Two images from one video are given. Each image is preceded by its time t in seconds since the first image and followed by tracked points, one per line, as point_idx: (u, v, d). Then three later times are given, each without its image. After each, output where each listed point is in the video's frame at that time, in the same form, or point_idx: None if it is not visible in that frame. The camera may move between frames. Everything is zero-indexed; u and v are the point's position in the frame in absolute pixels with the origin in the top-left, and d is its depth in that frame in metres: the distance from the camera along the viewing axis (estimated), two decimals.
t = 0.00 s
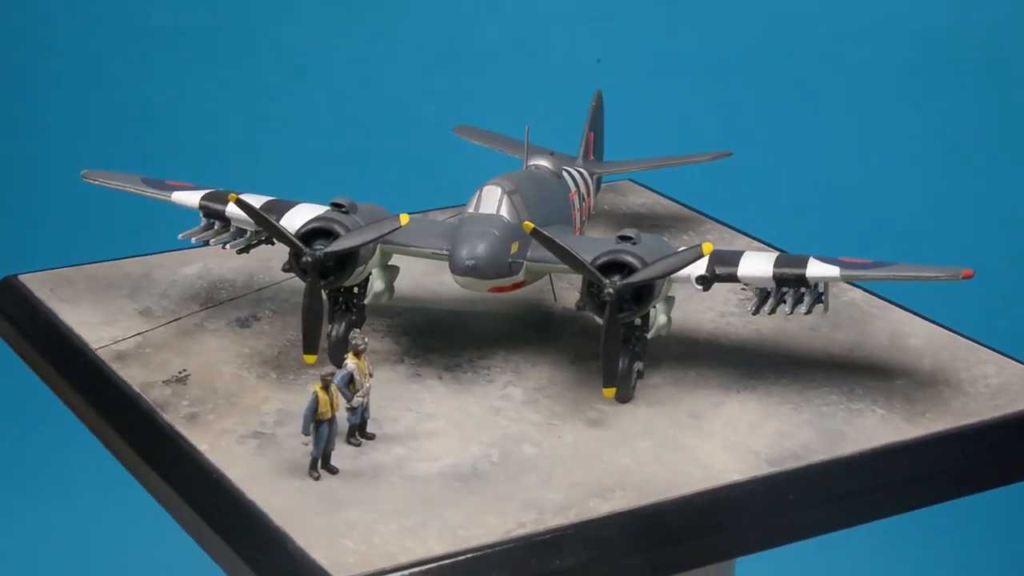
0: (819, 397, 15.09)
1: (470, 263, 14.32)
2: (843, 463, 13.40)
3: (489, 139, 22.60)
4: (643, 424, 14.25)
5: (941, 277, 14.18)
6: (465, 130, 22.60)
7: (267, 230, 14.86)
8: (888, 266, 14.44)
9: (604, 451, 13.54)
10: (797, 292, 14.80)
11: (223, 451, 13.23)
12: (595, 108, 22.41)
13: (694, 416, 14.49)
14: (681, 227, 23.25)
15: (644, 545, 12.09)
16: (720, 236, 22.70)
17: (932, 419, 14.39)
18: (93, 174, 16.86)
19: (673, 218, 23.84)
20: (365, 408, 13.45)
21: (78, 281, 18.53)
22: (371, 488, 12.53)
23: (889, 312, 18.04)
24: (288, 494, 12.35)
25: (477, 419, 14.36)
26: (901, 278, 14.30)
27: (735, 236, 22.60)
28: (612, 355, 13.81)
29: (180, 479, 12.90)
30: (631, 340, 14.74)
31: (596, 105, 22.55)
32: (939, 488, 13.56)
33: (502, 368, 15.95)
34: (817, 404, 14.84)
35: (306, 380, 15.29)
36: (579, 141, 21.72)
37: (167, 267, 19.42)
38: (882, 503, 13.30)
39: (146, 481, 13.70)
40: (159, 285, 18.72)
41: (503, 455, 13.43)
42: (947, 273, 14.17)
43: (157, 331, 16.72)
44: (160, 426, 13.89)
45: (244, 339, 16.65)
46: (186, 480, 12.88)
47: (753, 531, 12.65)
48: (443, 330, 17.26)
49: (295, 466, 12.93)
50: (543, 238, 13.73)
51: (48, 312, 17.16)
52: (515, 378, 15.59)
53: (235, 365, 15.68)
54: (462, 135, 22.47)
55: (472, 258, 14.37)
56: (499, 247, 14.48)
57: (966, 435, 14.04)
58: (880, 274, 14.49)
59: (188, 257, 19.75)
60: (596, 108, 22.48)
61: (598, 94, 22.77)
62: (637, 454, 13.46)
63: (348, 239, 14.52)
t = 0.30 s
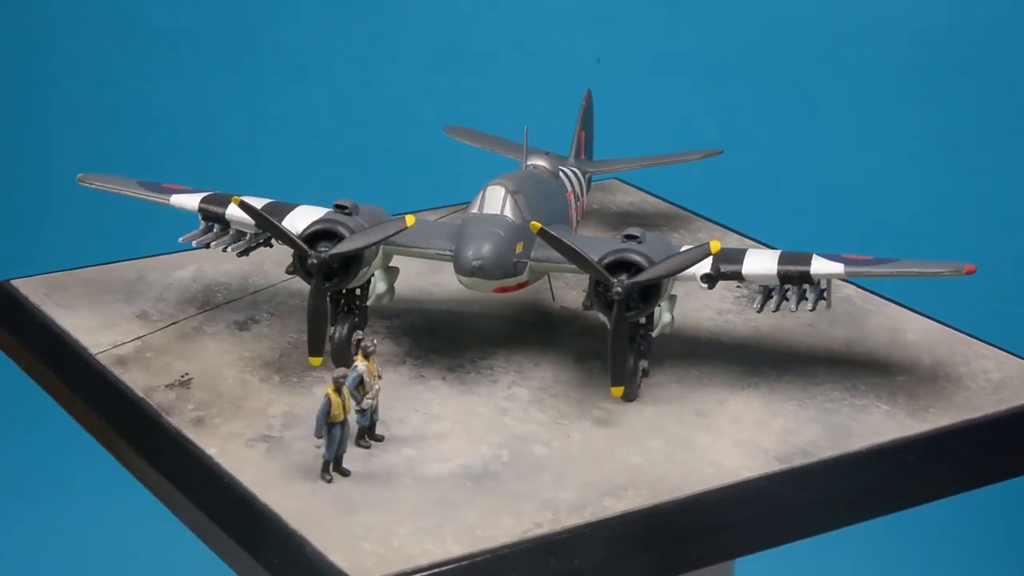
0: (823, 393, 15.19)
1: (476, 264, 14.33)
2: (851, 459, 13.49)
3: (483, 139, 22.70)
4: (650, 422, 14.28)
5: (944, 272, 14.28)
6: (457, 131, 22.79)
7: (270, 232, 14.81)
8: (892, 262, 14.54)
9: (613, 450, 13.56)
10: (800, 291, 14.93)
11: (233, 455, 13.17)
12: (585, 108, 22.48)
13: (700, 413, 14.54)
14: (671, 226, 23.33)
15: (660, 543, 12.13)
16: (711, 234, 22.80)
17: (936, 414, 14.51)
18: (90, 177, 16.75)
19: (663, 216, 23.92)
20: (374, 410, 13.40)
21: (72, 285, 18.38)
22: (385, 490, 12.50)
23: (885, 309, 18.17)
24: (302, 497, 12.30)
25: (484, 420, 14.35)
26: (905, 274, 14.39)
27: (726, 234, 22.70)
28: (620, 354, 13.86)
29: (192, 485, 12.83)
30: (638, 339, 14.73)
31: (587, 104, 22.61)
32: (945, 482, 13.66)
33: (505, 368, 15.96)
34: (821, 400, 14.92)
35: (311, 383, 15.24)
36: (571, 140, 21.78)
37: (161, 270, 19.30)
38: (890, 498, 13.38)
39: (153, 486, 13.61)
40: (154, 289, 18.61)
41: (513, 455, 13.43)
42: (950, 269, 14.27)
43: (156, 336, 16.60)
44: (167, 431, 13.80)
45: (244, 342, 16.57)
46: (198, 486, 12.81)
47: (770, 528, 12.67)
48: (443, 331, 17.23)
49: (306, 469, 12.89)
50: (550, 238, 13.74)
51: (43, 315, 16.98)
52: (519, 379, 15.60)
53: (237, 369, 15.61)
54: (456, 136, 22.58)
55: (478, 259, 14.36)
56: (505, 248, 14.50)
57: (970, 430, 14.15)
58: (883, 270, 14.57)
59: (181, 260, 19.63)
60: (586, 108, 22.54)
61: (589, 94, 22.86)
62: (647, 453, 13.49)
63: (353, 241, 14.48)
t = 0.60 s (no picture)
0: (826, 390, 15.28)
1: (482, 264, 14.29)
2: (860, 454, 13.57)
3: (472, 139, 22.69)
4: (657, 421, 14.31)
5: (948, 268, 14.45)
6: (446, 132, 22.76)
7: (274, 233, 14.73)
8: (895, 258, 14.68)
9: (623, 449, 13.58)
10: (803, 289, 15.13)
11: (243, 459, 13.10)
12: (574, 109, 22.57)
13: (707, 411, 14.58)
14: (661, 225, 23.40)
15: (675, 541, 12.24)
16: (701, 232, 22.87)
17: (940, 409, 14.62)
18: (86, 182, 16.59)
19: (653, 215, 23.98)
20: (383, 412, 13.34)
21: (65, 289, 18.22)
22: (399, 492, 12.46)
23: (880, 305, 18.31)
24: (316, 501, 12.25)
25: (492, 420, 14.34)
26: (909, 271, 14.53)
27: (716, 232, 22.79)
28: (628, 352, 13.88)
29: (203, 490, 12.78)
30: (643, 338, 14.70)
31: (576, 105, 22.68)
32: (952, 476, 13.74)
33: (508, 368, 15.94)
34: (825, 397, 15.00)
35: (315, 385, 15.18)
36: (562, 140, 21.82)
37: (154, 274, 19.17)
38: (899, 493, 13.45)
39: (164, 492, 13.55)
40: (149, 293, 18.48)
41: (524, 455, 13.43)
42: (953, 264, 14.44)
43: (155, 340, 16.48)
44: (174, 436, 13.74)
45: (244, 345, 16.48)
46: (209, 490, 12.76)
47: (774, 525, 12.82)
48: (442, 331, 17.21)
49: (318, 473, 12.84)
50: (558, 238, 13.73)
51: (38, 319, 16.85)
52: (523, 379, 15.59)
53: (240, 372, 15.53)
54: (444, 136, 22.53)
55: (484, 260, 14.33)
56: (510, 248, 14.49)
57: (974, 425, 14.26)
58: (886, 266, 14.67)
59: (174, 264, 19.51)
60: (575, 109, 22.61)
61: (578, 95, 22.94)
62: (657, 451, 13.51)
63: (357, 243, 14.42)
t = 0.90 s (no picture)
0: (829, 386, 15.38)
1: (488, 264, 14.30)
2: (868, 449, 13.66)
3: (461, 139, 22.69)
4: (665, 419, 14.35)
5: (949, 263, 14.51)
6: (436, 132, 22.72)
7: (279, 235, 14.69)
8: (897, 254, 14.75)
9: (633, 447, 13.61)
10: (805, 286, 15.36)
11: (254, 464, 13.04)
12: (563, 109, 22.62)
13: (713, 408, 14.64)
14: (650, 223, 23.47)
15: (691, 538, 12.19)
16: (691, 230, 22.96)
17: (943, 404, 14.75)
18: (82, 187, 16.33)
19: (642, 213, 24.05)
20: (393, 414, 13.30)
21: (60, 295, 18.05)
22: (413, 494, 12.44)
23: (875, 301, 18.44)
24: (331, 504, 12.22)
25: (499, 420, 14.34)
26: (910, 266, 14.60)
27: (706, 229, 22.88)
28: (635, 350, 13.95)
29: (214, 494, 12.77)
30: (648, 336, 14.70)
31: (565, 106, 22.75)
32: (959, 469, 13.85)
33: (512, 368, 15.94)
34: (828, 393, 15.10)
35: (319, 388, 15.13)
36: (553, 139, 21.84)
37: (147, 278, 19.04)
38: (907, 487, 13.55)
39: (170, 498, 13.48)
40: (144, 297, 18.36)
41: (534, 455, 13.44)
42: (955, 260, 14.50)
43: (154, 344, 16.38)
44: (182, 441, 13.73)
45: (245, 348, 16.40)
46: (221, 494, 12.74)
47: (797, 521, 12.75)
48: (442, 332, 17.19)
49: (331, 476, 12.80)
50: (565, 238, 13.76)
51: (34, 324, 16.76)
52: (527, 379, 15.60)
53: (243, 376, 15.46)
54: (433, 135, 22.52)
55: (490, 260, 14.34)
56: (515, 247, 14.52)
57: (978, 419, 14.39)
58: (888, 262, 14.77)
59: (167, 268, 19.39)
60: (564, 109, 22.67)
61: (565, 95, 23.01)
62: (667, 449, 13.55)
63: (363, 245, 14.39)
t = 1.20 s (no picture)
0: (831, 382, 15.46)
1: (495, 265, 14.29)
2: (875, 444, 13.74)
3: (451, 141, 22.76)
4: (672, 417, 14.38)
5: (951, 259, 14.67)
6: (426, 135, 22.78)
7: (281, 236, 14.62)
8: (899, 250, 14.87)
9: (643, 445, 13.63)
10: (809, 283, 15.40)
11: (264, 468, 12.97)
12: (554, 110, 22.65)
13: (718, 406, 14.68)
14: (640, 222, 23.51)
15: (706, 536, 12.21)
16: (681, 228, 23.01)
17: (945, 399, 14.85)
18: (80, 189, 16.31)
19: (631, 212, 24.09)
20: (403, 415, 13.25)
21: (54, 300, 17.89)
22: (427, 495, 12.41)
23: (870, 298, 18.55)
24: (345, 507, 12.17)
25: (507, 420, 14.33)
26: (913, 263, 14.74)
27: (697, 228, 22.95)
28: (642, 348, 14.02)
29: (226, 497, 12.72)
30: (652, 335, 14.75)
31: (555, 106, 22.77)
32: (964, 464, 13.94)
33: (515, 368, 15.93)
34: (831, 390, 15.17)
35: (324, 390, 15.07)
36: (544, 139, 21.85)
37: (141, 282, 18.91)
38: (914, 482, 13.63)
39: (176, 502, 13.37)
40: (139, 300, 18.23)
41: (544, 455, 13.43)
42: (957, 255, 14.66)
43: (153, 348, 16.26)
44: (189, 445, 13.67)
45: (245, 351, 16.31)
46: (233, 498, 12.68)
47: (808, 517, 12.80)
48: (441, 333, 17.15)
49: (342, 479, 12.75)
50: (573, 238, 13.77)
51: (31, 329, 16.63)
52: (531, 379, 15.59)
53: (246, 378, 15.37)
54: (424, 137, 22.59)
55: (495, 260, 14.33)
56: (520, 247, 14.53)
57: (981, 414, 14.50)
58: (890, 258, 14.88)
59: (161, 272, 19.27)
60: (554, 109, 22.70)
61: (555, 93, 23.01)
62: (676, 447, 13.58)
63: (368, 246, 14.35)
